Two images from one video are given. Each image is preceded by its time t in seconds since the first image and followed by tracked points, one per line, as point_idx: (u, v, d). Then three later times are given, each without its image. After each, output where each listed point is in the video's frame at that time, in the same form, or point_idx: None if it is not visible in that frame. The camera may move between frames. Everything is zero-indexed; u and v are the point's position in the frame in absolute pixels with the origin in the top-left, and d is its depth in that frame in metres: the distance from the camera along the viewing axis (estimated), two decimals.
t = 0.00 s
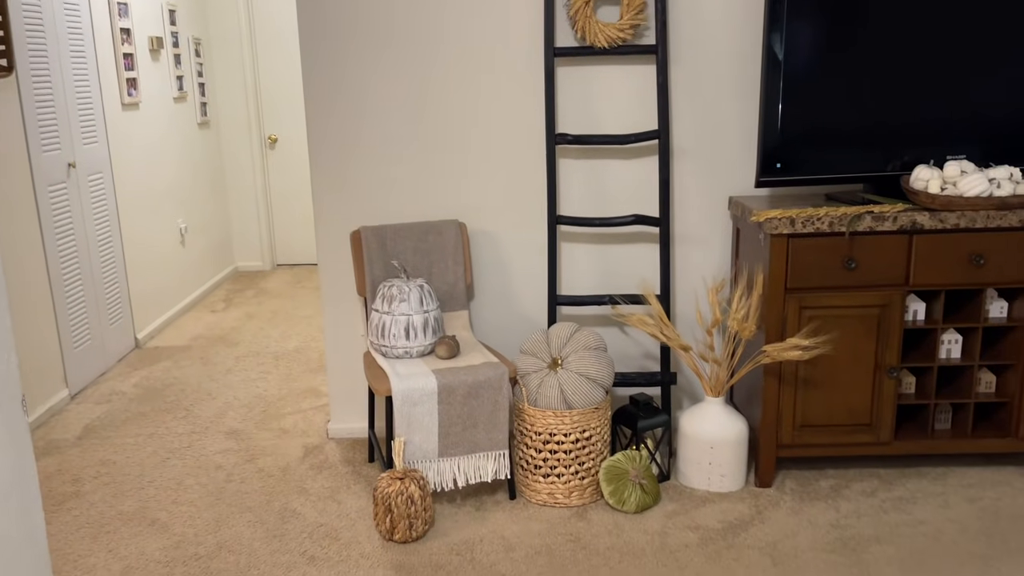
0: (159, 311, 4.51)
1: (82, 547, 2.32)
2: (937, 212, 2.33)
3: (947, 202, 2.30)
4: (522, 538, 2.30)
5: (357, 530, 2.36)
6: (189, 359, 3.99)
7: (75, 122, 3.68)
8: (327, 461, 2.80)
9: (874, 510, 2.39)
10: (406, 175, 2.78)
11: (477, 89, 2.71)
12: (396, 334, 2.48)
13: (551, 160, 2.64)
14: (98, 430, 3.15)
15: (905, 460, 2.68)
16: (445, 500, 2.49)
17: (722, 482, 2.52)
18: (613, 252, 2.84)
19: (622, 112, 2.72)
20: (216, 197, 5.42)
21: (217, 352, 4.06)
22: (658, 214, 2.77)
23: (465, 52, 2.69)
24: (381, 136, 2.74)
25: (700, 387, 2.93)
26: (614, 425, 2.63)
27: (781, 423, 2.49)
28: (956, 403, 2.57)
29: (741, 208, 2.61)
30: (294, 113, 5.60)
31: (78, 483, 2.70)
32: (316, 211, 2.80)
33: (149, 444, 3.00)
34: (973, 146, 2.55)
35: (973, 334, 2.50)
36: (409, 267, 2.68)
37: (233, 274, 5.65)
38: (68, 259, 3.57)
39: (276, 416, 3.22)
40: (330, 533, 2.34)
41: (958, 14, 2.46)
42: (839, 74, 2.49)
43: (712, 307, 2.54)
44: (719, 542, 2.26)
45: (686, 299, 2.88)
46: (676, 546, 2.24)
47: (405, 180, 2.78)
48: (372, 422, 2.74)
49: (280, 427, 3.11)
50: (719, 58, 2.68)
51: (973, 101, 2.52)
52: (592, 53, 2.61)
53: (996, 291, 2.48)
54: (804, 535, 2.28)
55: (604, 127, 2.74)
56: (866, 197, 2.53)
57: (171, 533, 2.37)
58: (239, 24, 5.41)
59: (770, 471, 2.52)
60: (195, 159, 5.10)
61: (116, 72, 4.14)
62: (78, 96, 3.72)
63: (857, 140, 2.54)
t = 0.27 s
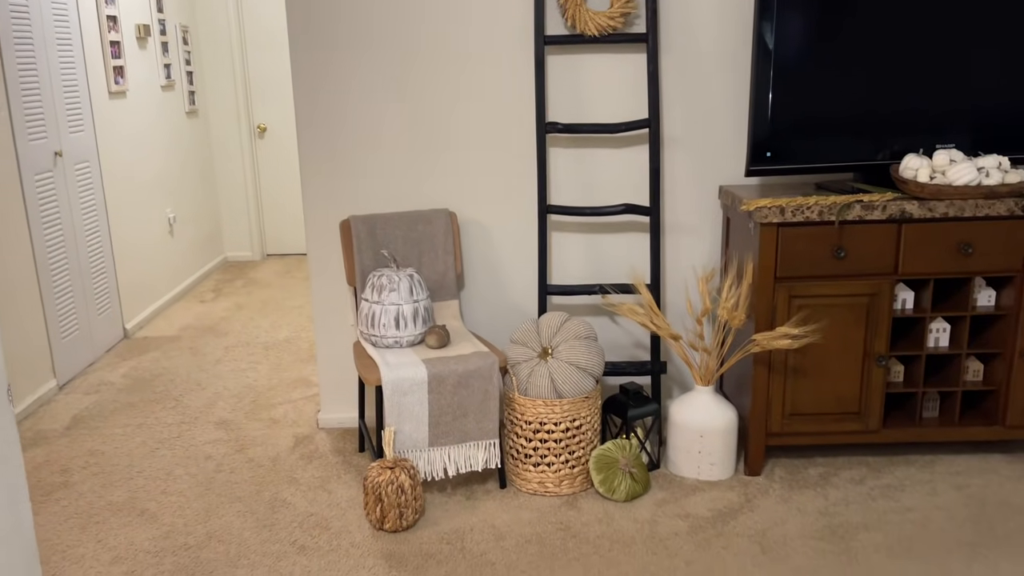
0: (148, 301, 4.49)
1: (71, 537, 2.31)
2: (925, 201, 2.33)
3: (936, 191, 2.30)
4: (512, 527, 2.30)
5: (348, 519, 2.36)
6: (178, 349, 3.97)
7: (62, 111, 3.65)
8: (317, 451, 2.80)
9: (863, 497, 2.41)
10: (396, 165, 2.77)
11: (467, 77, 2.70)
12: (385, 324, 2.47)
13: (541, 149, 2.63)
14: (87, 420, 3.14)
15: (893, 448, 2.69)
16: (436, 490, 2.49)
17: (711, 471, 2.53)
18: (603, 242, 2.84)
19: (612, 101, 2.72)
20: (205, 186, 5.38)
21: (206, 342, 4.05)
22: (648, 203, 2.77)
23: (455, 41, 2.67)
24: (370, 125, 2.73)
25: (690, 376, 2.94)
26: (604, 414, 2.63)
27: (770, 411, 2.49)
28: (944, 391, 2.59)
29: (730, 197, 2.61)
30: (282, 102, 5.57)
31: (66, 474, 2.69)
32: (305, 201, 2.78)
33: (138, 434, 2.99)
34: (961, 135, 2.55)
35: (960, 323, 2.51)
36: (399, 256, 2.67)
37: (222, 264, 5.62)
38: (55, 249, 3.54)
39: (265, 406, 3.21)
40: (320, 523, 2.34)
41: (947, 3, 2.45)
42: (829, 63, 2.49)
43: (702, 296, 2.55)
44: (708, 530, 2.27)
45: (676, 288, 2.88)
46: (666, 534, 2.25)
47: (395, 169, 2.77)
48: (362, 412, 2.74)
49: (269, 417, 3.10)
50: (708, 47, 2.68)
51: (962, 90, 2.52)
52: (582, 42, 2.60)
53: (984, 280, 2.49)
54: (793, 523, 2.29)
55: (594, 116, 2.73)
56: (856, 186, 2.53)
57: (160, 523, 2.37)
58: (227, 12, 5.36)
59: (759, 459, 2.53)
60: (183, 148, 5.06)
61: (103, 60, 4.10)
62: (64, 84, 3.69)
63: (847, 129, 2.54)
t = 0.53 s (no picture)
0: (137, 292, 4.46)
1: (60, 529, 2.30)
2: (915, 191, 2.33)
3: (925, 181, 2.31)
4: (503, 517, 2.30)
5: (338, 510, 2.35)
6: (167, 340, 3.95)
7: (49, 100, 3.62)
8: (308, 442, 2.79)
9: (852, 486, 2.42)
10: (385, 154, 2.75)
11: (457, 66, 2.69)
12: (376, 314, 2.47)
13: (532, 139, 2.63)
14: (76, 412, 3.12)
15: (882, 437, 2.71)
16: (427, 480, 2.49)
17: (702, 461, 2.54)
18: (594, 232, 2.84)
19: (603, 91, 2.71)
20: (194, 176, 5.35)
21: (196, 334, 4.03)
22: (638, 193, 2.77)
23: (445, 30, 2.66)
24: (360, 115, 2.71)
25: (680, 366, 2.95)
26: (595, 404, 2.63)
27: (760, 401, 2.50)
28: (932, 380, 2.60)
29: (721, 187, 2.61)
30: (272, 92, 5.54)
31: (55, 465, 2.68)
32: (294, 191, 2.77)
33: (127, 426, 2.98)
34: (951, 125, 2.56)
35: (949, 313, 2.52)
36: (389, 247, 2.66)
37: (212, 254, 5.60)
38: (43, 239, 3.52)
39: (255, 397, 3.20)
40: (311, 514, 2.34)
41: None
42: (820, 53, 2.49)
43: (693, 287, 2.55)
44: (698, 519, 2.28)
45: (667, 279, 2.88)
46: (656, 524, 2.25)
47: (385, 159, 2.76)
48: (353, 403, 2.73)
49: (260, 408, 3.09)
50: (699, 36, 2.67)
51: (952, 80, 2.52)
52: (572, 31, 2.60)
53: (973, 270, 2.50)
54: (782, 512, 2.30)
55: (585, 106, 2.72)
56: (846, 176, 2.53)
57: (150, 515, 2.36)
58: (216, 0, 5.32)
59: (749, 449, 2.54)
60: (172, 138, 5.03)
61: (90, 49, 4.07)
62: (51, 73, 3.65)
63: (837, 119, 2.54)
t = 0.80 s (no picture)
0: (125, 282, 4.44)
1: (47, 520, 2.29)
2: (905, 180, 2.34)
3: (915, 170, 2.31)
4: (493, 507, 2.30)
5: (328, 500, 2.35)
6: (156, 331, 3.93)
7: (34, 89, 3.58)
8: (298, 432, 2.79)
9: (840, 475, 2.43)
10: (375, 143, 2.74)
11: (446, 53, 2.67)
12: (365, 304, 2.46)
13: (522, 128, 2.62)
14: (63, 402, 3.11)
15: (871, 426, 2.72)
16: (417, 470, 2.49)
17: (691, 450, 2.54)
18: (584, 222, 2.83)
19: (593, 79, 2.70)
20: (183, 166, 5.32)
21: (185, 324, 4.01)
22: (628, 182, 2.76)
23: (435, 18, 2.64)
24: (349, 103, 2.70)
25: (671, 355, 2.95)
26: (585, 394, 2.63)
27: (750, 390, 2.51)
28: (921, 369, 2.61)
29: (712, 176, 2.61)
30: (261, 81, 5.50)
31: (43, 456, 2.66)
32: (283, 180, 2.75)
33: (116, 416, 2.96)
34: (941, 114, 2.56)
35: (938, 302, 2.53)
36: (379, 236, 2.65)
37: (202, 244, 5.57)
38: (29, 229, 3.49)
39: (245, 387, 3.19)
40: (300, 504, 2.33)
41: None
42: (811, 42, 2.48)
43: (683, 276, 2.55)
44: (688, 508, 2.28)
45: (657, 268, 2.88)
46: (646, 513, 2.26)
47: (374, 147, 2.74)
48: (343, 393, 2.72)
49: (249, 398, 3.08)
50: (690, 25, 2.66)
51: (942, 69, 2.52)
52: (562, 19, 2.59)
53: (962, 259, 2.51)
54: (771, 501, 2.31)
55: (576, 95, 2.71)
56: (836, 165, 2.54)
57: (138, 505, 2.35)
58: None
59: (739, 438, 2.55)
60: (160, 127, 4.99)
61: (76, 37, 4.03)
62: (36, 60, 3.62)
63: (827, 108, 2.54)
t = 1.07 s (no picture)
0: (116, 275, 4.41)
1: (38, 514, 2.28)
2: (897, 173, 2.34)
3: (907, 163, 2.31)
4: (485, 499, 2.30)
5: (320, 493, 2.34)
6: (147, 324, 3.92)
7: (23, 80, 3.55)
8: (289, 425, 2.78)
9: (831, 467, 2.44)
10: (367, 135, 2.72)
11: (438, 44, 2.66)
12: (357, 297, 2.45)
13: (513, 120, 2.61)
14: (53, 396, 3.09)
15: (862, 418, 2.73)
16: (409, 463, 2.49)
17: (684, 443, 2.55)
18: (577, 214, 2.83)
19: (585, 72, 2.69)
20: (174, 158, 5.29)
21: (176, 317, 4.00)
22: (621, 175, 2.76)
23: (427, 9, 2.63)
24: (340, 95, 2.68)
25: (663, 348, 2.95)
26: (577, 386, 2.63)
27: (742, 382, 2.51)
28: (912, 362, 2.62)
29: (704, 169, 2.61)
30: (252, 72, 5.48)
31: (33, 450, 2.65)
32: (274, 173, 2.74)
33: (106, 410, 2.95)
34: (933, 106, 2.56)
35: (929, 295, 2.54)
36: (371, 229, 2.64)
37: (193, 237, 5.54)
38: (18, 221, 3.46)
39: (237, 380, 3.18)
40: (292, 497, 2.33)
41: None
42: (804, 34, 2.48)
43: (675, 269, 2.55)
44: (680, 500, 2.29)
45: (649, 261, 2.88)
46: (638, 505, 2.26)
47: (366, 140, 2.73)
48: (335, 386, 2.72)
49: (241, 391, 3.07)
50: (682, 16, 2.65)
51: (935, 61, 2.52)
52: (556, 11, 2.58)
53: (953, 252, 2.51)
54: (762, 493, 2.31)
55: (568, 87, 2.70)
56: (828, 158, 2.54)
57: (129, 499, 2.34)
58: None
59: (730, 430, 2.55)
60: (151, 119, 4.96)
61: (65, 28, 3.99)
62: (25, 51, 3.59)
63: (820, 100, 2.54)
